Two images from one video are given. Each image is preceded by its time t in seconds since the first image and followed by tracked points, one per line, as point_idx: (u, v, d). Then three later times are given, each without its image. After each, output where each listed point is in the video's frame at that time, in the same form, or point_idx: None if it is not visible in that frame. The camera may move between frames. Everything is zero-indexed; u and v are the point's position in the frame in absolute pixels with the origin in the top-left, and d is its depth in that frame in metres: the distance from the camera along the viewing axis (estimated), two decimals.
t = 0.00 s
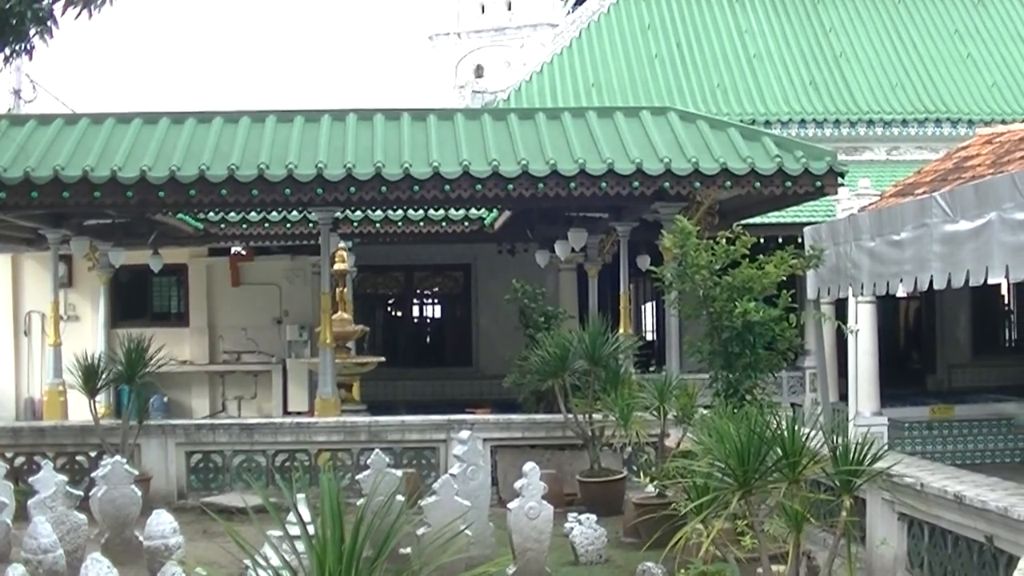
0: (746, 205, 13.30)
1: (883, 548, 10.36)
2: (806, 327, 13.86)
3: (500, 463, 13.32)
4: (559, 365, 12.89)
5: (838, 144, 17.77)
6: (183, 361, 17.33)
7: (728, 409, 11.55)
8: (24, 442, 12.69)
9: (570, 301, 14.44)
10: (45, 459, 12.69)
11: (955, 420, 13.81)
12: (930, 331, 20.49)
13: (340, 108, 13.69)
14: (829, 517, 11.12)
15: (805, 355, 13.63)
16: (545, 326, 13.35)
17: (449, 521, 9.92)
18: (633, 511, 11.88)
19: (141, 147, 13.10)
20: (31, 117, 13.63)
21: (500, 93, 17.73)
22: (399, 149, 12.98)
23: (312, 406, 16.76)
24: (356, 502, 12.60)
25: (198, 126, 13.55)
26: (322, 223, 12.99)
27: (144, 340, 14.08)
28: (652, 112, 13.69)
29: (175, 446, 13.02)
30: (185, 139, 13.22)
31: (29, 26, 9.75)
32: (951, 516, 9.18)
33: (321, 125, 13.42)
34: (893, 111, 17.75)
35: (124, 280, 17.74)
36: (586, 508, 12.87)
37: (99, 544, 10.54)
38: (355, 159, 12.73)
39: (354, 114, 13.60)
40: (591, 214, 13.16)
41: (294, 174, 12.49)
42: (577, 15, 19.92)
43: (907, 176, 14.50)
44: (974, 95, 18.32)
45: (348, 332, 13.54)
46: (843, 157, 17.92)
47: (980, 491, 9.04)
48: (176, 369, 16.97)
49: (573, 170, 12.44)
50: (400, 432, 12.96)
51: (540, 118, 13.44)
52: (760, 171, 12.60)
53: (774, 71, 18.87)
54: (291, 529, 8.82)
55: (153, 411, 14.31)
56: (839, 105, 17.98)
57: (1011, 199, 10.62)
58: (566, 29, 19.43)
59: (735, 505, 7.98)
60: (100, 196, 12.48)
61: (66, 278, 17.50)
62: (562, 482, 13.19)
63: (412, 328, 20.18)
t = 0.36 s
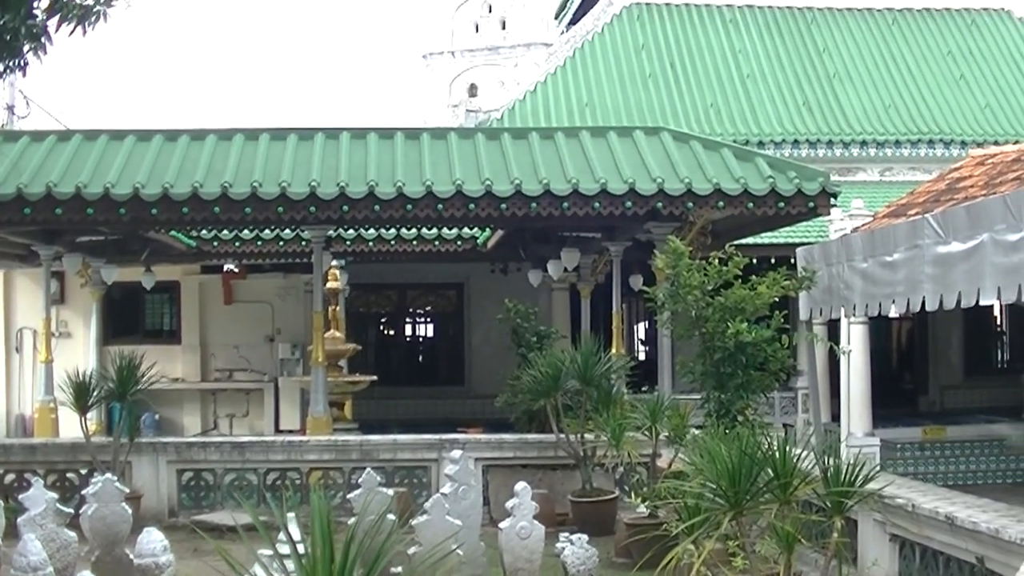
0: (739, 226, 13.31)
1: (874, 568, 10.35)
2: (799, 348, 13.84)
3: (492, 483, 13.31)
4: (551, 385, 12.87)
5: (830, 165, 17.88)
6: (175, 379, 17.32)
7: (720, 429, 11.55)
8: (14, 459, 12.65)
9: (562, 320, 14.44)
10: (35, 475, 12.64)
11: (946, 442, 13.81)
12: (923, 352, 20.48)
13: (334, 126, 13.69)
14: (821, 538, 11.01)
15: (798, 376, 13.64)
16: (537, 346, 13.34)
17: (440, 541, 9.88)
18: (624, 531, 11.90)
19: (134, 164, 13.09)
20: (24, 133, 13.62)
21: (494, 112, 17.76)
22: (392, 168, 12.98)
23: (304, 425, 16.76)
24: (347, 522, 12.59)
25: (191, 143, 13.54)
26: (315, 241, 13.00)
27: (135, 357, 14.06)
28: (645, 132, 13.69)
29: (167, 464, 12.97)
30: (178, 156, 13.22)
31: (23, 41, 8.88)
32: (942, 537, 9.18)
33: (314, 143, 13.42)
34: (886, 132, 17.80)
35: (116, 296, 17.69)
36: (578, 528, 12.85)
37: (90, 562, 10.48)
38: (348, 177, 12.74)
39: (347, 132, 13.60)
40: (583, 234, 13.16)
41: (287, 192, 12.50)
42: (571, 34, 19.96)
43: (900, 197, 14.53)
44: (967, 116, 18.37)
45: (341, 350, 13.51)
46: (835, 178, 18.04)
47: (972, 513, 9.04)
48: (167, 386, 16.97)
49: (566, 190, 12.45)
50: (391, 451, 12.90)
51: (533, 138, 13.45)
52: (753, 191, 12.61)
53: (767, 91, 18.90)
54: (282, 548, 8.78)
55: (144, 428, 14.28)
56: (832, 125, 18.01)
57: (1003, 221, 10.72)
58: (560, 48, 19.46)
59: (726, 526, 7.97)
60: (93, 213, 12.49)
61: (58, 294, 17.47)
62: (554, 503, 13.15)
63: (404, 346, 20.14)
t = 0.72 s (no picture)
0: (725, 247, 13.32)
1: None
2: (786, 370, 13.89)
3: (478, 503, 13.26)
4: (538, 406, 12.81)
5: (818, 186, 17.98)
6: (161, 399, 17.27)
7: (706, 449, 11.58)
8: None
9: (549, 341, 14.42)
10: (21, 496, 12.57)
11: (933, 463, 13.80)
12: (910, 372, 20.54)
13: (321, 147, 13.70)
14: (805, 559, 10.87)
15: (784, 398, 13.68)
16: (524, 367, 13.32)
17: (425, 564, 9.83)
18: (611, 552, 11.77)
19: (121, 184, 13.08)
20: (11, 153, 13.61)
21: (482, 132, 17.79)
22: (380, 188, 12.98)
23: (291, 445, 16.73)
24: (333, 542, 12.52)
25: (178, 163, 13.53)
26: (302, 261, 12.98)
27: (122, 377, 14.03)
28: (633, 153, 13.69)
29: (153, 484, 12.87)
30: (165, 176, 13.20)
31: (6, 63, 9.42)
32: (929, 559, 9.16)
33: (301, 164, 13.41)
34: (873, 152, 17.85)
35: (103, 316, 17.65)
36: (565, 549, 12.81)
37: None
38: (335, 198, 12.72)
39: (334, 152, 13.59)
40: (570, 254, 13.16)
41: (274, 213, 12.49)
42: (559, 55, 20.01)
43: (887, 218, 14.57)
44: (954, 137, 18.41)
45: (328, 371, 13.48)
46: (823, 199, 18.14)
47: (958, 533, 9.03)
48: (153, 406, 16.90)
49: (553, 211, 12.44)
50: (378, 471, 12.83)
51: (520, 158, 13.44)
52: (741, 213, 12.61)
53: (755, 112, 18.93)
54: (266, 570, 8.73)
55: (131, 448, 14.23)
56: (820, 146, 18.04)
57: (989, 241, 10.98)
58: (548, 69, 19.49)
59: (712, 547, 7.94)
60: (80, 232, 12.49)
61: (45, 314, 17.44)
62: (541, 523, 13.13)
63: (392, 367, 20.14)
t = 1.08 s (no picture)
0: (709, 265, 13.33)
1: None
2: (769, 387, 13.94)
3: (463, 521, 13.21)
4: (522, 424, 12.81)
5: (802, 204, 18.03)
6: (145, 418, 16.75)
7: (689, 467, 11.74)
8: None
9: (533, 360, 14.43)
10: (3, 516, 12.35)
11: (917, 480, 13.87)
12: (893, 390, 20.48)
13: (305, 165, 13.69)
14: None
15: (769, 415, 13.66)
16: (508, 386, 13.32)
17: None
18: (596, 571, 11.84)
19: (104, 203, 13.04)
20: None
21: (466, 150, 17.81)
22: (363, 207, 12.96)
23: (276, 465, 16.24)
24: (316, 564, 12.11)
25: (162, 182, 13.51)
26: (286, 280, 12.97)
27: (106, 397, 13.98)
28: (616, 172, 13.70)
29: (136, 503, 12.50)
30: (147, 195, 13.17)
31: None
32: None
33: (285, 183, 13.39)
34: (857, 170, 17.88)
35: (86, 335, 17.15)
36: (548, 568, 12.69)
37: None
38: (319, 217, 12.70)
39: (317, 171, 13.58)
40: (554, 273, 13.15)
41: (258, 231, 12.46)
42: (542, 73, 20.01)
43: (870, 235, 14.62)
44: (937, 155, 18.44)
45: (311, 390, 13.47)
46: (806, 217, 18.20)
47: (943, 552, 9.03)
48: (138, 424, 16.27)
49: (537, 230, 12.43)
50: (362, 490, 12.53)
51: (504, 177, 13.44)
52: (724, 231, 12.63)
53: (738, 130, 18.94)
54: None
55: (114, 468, 14.17)
56: (804, 164, 18.05)
57: (972, 259, 11.14)
58: (532, 87, 19.50)
59: (698, 567, 7.84)
60: (63, 251, 12.45)
61: (27, 333, 17.41)
62: (526, 542, 13.05)
63: (375, 386, 20.07)
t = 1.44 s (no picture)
0: (694, 276, 13.34)
1: None
2: (754, 399, 13.97)
3: (449, 534, 13.16)
4: (506, 437, 12.78)
5: (786, 215, 18.07)
6: (129, 433, 16.45)
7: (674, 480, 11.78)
8: None
9: (518, 372, 14.42)
10: None
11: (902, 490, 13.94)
12: (879, 400, 20.44)
13: (289, 178, 13.67)
14: None
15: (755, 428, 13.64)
16: (493, 398, 13.31)
17: None
18: None
19: (89, 217, 13.00)
20: None
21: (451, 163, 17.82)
22: (348, 220, 12.93)
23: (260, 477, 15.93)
24: None
25: (146, 195, 13.46)
26: (270, 293, 12.95)
27: (91, 410, 13.95)
28: (600, 184, 13.69)
29: (121, 517, 12.26)
30: (132, 209, 13.13)
31: None
32: None
33: (269, 196, 13.36)
34: (841, 181, 17.89)
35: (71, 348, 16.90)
36: None
37: None
38: (303, 230, 12.68)
39: (302, 184, 13.55)
40: (539, 284, 13.16)
41: (242, 245, 12.44)
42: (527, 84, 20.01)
43: (854, 247, 14.64)
44: (921, 165, 18.46)
45: (296, 403, 13.45)
46: (791, 228, 18.26)
47: (929, 563, 9.03)
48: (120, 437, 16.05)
49: (522, 242, 12.42)
50: (347, 503, 12.37)
51: (488, 190, 13.43)
52: (708, 242, 12.63)
53: (723, 141, 18.95)
54: None
55: (99, 481, 14.11)
56: (788, 175, 18.06)
57: (957, 271, 11.24)
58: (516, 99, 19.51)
59: None
60: (47, 265, 12.41)
61: (12, 347, 17.41)
62: (511, 554, 13.09)
63: (361, 398, 19.94)
